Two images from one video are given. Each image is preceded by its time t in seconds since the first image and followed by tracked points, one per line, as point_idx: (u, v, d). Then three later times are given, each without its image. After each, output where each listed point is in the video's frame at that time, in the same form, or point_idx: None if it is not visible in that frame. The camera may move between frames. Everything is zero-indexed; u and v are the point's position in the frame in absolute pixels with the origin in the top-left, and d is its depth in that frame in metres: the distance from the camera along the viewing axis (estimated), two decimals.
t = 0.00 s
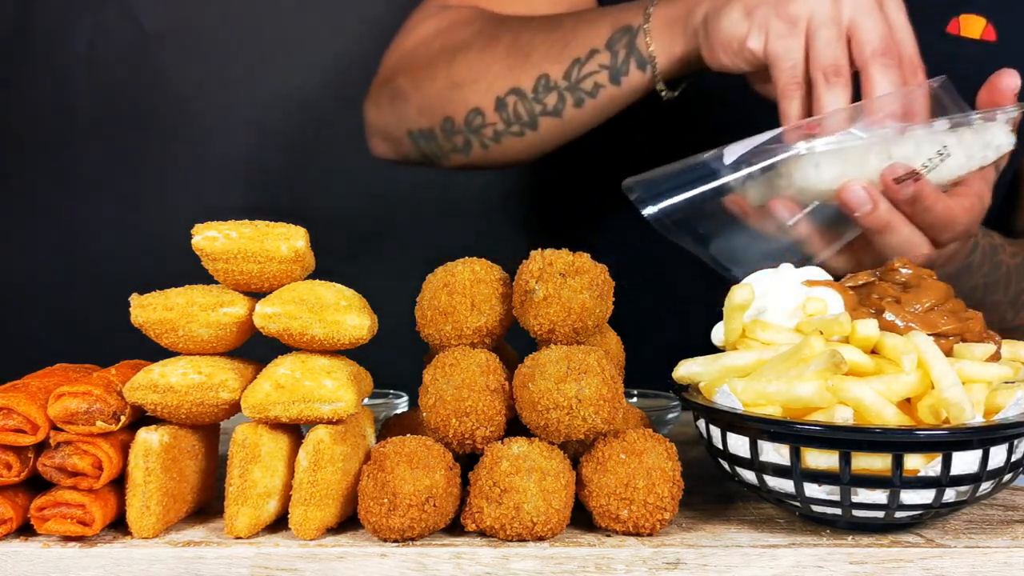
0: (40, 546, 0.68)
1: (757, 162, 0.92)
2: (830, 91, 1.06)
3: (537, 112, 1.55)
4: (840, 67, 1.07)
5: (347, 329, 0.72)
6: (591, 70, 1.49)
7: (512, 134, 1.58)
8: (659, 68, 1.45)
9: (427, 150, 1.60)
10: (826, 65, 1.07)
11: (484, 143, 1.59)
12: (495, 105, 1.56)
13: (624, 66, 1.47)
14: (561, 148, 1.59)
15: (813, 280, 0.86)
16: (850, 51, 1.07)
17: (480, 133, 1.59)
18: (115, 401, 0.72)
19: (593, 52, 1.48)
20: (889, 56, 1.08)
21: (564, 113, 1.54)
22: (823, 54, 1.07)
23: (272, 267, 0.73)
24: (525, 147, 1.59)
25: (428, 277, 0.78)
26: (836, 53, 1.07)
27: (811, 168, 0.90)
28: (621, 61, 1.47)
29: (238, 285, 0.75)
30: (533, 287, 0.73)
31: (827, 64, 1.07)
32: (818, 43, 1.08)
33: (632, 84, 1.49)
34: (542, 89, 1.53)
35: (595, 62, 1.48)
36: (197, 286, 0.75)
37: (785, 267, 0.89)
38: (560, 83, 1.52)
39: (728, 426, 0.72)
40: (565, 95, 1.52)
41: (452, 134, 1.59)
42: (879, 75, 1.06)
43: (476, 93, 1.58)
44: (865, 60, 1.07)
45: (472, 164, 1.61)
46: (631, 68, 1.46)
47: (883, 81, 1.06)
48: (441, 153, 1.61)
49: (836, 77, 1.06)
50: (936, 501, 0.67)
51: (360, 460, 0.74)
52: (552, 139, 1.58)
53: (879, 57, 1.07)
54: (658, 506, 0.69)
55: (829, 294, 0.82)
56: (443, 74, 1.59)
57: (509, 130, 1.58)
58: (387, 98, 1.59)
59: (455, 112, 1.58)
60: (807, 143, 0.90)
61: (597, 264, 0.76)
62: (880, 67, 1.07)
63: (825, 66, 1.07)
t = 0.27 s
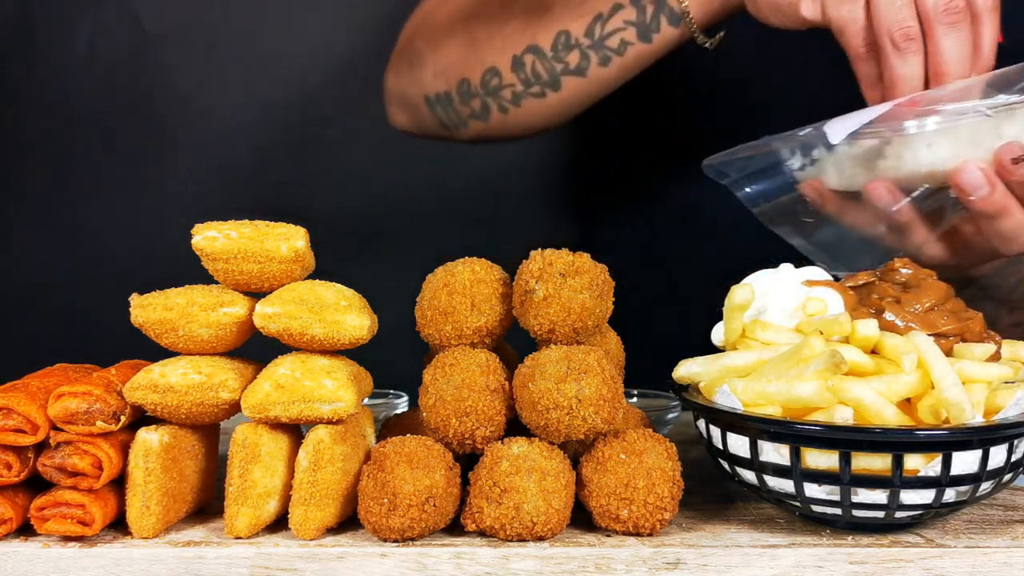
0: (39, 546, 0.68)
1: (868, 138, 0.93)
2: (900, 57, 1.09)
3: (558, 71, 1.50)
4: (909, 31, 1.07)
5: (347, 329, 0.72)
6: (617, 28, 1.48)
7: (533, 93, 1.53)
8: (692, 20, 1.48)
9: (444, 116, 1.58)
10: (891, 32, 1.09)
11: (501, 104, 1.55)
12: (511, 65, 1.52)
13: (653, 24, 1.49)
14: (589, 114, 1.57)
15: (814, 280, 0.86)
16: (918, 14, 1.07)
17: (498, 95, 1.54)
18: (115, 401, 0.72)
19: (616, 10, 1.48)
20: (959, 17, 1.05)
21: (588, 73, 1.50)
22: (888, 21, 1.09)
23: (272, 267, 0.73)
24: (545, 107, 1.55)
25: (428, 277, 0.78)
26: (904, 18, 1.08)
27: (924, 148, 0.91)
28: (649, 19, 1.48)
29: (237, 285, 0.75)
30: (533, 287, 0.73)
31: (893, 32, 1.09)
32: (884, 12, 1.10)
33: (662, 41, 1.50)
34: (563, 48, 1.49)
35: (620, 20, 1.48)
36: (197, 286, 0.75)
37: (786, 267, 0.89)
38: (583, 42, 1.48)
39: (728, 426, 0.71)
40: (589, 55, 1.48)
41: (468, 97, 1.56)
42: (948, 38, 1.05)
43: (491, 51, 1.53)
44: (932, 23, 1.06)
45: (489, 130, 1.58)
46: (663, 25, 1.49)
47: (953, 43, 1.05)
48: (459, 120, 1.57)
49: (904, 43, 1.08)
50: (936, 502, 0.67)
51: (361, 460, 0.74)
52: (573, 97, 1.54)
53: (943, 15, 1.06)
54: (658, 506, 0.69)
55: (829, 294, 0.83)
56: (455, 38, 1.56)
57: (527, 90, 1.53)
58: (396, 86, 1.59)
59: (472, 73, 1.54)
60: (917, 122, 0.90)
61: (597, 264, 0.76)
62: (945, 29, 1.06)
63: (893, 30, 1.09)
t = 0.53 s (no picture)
0: (40, 546, 0.68)
1: (916, 138, 0.92)
2: (941, 58, 0.93)
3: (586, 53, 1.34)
4: (950, 31, 0.90)
5: (347, 329, 0.72)
6: (648, 7, 1.24)
7: (562, 79, 1.40)
8: None
9: (471, 99, 1.57)
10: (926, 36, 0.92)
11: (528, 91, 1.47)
12: (538, 48, 1.40)
13: (690, 1, 1.21)
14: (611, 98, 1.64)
15: (813, 280, 0.86)
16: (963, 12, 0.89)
17: (525, 78, 1.45)
18: (115, 401, 0.72)
19: None
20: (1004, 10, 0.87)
21: (619, 54, 1.31)
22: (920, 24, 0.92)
23: (272, 267, 0.73)
24: (570, 95, 1.43)
25: (428, 277, 0.78)
26: (946, 16, 0.90)
27: (982, 148, 0.90)
28: None
29: (238, 285, 0.75)
30: (533, 287, 0.73)
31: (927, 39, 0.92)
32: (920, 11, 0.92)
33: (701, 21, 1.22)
34: (592, 28, 1.32)
35: None
36: (197, 286, 0.75)
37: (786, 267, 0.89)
38: (612, 22, 1.29)
39: (729, 426, 0.71)
40: (620, 35, 1.29)
41: (495, 81, 1.50)
42: (992, 37, 0.89)
43: (518, 35, 1.43)
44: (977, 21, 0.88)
45: (516, 113, 1.53)
46: (698, 3, 1.20)
47: (999, 42, 0.89)
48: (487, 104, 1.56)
49: (946, 43, 0.91)
50: (936, 501, 0.67)
51: (360, 460, 0.74)
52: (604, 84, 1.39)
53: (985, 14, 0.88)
54: (658, 506, 0.69)
55: (829, 294, 0.83)
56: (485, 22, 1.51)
57: (556, 74, 1.41)
58: (420, 74, 1.66)
59: (497, 55, 1.47)
60: (973, 123, 0.89)
61: (597, 264, 0.76)
62: (989, 29, 0.88)
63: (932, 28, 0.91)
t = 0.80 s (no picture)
0: (40, 546, 0.68)
1: None
2: None
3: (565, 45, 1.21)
4: None
5: (347, 329, 0.72)
6: None
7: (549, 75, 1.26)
8: None
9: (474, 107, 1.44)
10: None
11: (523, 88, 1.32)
12: (522, 44, 1.27)
13: None
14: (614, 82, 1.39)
15: (813, 280, 0.86)
16: None
17: (515, 80, 1.32)
18: (115, 401, 0.72)
19: None
20: None
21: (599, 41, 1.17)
22: None
23: (272, 267, 0.73)
24: (566, 91, 1.27)
25: (428, 277, 0.78)
26: None
27: None
28: None
29: (238, 285, 0.75)
30: (533, 287, 0.73)
31: None
32: None
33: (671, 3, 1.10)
34: (567, 17, 1.19)
35: None
36: (197, 286, 0.75)
37: (785, 267, 0.89)
38: (586, 7, 1.16)
39: (729, 426, 0.71)
40: (595, 21, 1.15)
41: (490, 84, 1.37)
42: None
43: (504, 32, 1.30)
44: None
45: (517, 118, 1.39)
46: None
47: None
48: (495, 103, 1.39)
49: None
50: (936, 501, 0.67)
51: (361, 459, 0.74)
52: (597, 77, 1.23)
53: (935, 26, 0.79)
54: (658, 506, 0.69)
55: (829, 295, 0.83)
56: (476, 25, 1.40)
57: (542, 70, 1.26)
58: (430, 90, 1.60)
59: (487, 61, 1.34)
60: None
61: (597, 265, 0.76)
62: None
63: None
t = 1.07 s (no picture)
0: (40, 546, 0.68)
1: None
2: (800, 69, 0.69)
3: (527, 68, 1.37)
4: (804, 34, 0.67)
5: (347, 329, 0.72)
6: (572, 22, 1.26)
7: (514, 96, 1.44)
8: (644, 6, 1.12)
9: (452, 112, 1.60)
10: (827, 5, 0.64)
11: (493, 107, 1.50)
12: (490, 65, 1.43)
13: (605, 14, 1.21)
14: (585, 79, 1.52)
15: (813, 280, 0.86)
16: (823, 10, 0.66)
17: (486, 94, 1.48)
18: (115, 401, 0.72)
19: None
20: None
21: (557, 70, 1.34)
22: None
23: (272, 267, 0.73)
24: (530, 109, 1.46)
25: (428, 277, 0.78)
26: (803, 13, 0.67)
27: None
28: (600, 11, 1.22)
29: (238, 285, 0.75)
30: (533, 287, 0.73)
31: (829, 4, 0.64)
32: None
33: (619, 34, 1.22)
34: (528, 45, 1.34)
35: (572, 11, 1.25)
36: (197, 286, 0.75)
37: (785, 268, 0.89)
38: (544, 38, 1.31)
39: (728, 426, 0.71)
40: (553, 52, 1.31)
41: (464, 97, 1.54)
42: (852, 42, 0.64)
43: (475, 51, 1.46)
44: (831, 19, 0.64)
45: (492, 125, 1.55)
46: (612, 16, 1.20)
47: (860, 45, 0.64)
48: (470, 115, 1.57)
49: (802, 50, 0.68)
50: (936, 501, 0.67)
51: (361, 460, 0.74)
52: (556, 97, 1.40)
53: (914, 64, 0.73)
54: (658, 506, 0.69)
55: (828, 295, 0.83)
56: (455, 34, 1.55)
57: (508, 91, 1.44)
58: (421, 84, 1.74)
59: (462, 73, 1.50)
60: None
61: (597, 265, 0.76)
62: (846, 31, 0.64)
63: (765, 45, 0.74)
